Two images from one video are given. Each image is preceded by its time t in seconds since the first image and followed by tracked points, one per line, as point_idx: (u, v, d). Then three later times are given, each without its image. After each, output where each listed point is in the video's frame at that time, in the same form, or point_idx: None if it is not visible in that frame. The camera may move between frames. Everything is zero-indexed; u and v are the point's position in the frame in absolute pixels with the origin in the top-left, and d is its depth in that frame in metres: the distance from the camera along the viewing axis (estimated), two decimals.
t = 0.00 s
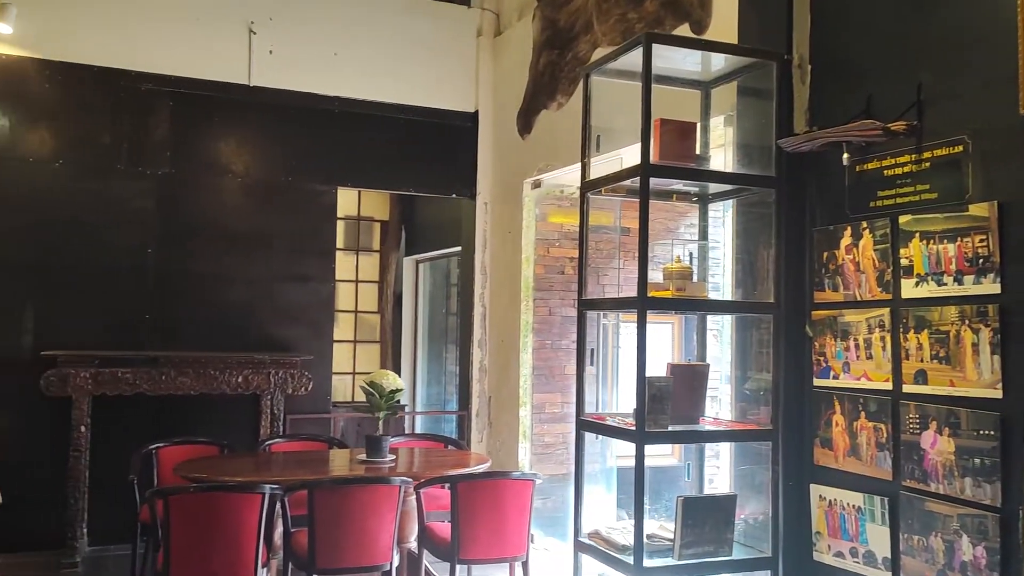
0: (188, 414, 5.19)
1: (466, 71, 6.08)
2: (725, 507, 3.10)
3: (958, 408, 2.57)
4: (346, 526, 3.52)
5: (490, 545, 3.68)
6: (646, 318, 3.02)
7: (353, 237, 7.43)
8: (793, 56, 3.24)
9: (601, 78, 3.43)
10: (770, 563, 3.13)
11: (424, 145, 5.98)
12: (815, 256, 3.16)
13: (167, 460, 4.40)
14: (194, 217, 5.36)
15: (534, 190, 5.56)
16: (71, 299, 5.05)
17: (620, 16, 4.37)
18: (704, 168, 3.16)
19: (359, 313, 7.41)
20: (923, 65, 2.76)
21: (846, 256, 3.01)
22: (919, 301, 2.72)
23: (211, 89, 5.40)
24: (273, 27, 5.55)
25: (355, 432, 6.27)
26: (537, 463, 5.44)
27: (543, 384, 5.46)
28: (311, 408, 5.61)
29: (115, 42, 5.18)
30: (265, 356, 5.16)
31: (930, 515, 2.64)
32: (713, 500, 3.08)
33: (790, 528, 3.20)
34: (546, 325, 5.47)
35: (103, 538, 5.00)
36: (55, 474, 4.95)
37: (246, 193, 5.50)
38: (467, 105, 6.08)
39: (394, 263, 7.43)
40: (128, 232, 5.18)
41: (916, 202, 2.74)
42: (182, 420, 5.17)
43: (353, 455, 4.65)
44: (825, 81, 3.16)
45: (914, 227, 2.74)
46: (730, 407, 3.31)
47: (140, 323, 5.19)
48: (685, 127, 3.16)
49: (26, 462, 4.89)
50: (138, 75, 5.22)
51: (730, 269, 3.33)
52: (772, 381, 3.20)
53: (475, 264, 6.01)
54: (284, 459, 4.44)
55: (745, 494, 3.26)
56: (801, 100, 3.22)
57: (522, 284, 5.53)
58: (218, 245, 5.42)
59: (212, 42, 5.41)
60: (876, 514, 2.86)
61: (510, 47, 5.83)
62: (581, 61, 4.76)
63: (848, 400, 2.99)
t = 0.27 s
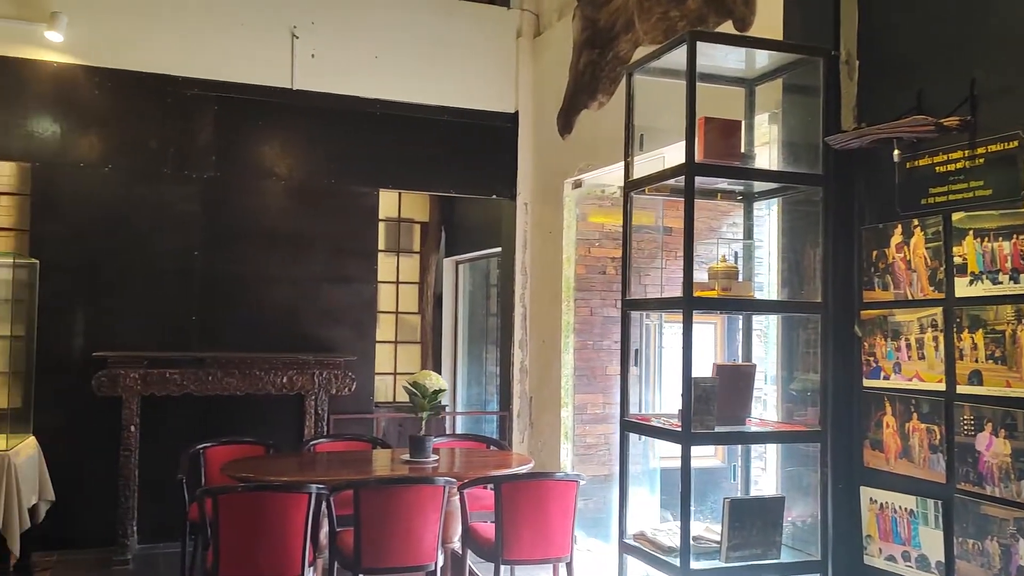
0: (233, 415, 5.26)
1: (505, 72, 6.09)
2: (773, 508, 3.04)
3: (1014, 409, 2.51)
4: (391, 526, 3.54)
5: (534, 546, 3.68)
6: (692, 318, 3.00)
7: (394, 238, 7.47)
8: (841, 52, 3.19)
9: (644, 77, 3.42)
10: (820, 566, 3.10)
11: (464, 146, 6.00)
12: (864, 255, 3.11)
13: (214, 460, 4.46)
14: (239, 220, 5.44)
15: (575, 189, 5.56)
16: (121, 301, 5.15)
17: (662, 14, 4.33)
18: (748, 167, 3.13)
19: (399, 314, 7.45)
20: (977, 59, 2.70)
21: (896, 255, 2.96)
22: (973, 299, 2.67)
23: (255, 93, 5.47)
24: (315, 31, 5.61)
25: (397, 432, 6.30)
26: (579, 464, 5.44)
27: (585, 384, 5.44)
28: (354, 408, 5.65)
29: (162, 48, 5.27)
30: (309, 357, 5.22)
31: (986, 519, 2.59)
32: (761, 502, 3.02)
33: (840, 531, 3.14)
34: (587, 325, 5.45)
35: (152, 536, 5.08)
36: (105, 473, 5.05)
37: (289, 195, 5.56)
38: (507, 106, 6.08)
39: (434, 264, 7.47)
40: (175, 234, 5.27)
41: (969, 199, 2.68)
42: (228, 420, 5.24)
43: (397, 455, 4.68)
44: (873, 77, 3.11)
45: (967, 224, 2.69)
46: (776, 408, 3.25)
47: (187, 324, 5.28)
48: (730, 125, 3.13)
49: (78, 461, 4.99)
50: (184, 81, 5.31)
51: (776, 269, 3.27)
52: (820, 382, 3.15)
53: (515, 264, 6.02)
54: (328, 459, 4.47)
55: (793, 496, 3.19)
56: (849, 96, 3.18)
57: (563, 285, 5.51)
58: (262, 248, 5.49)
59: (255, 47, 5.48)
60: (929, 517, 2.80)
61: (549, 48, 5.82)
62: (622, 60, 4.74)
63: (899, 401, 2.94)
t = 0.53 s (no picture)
0: (276, 416, 5.31)
1: (544, 72, 6.08)
2: (821, 510, 2.99)
3: None
4: (436, 527, 3.55)
5: (578, 548, 3.66)
6: (737, 318, 2.97)
7: (432, 240, 7.50)
8: (888, 46, 3.14)
9: (687, 76, 3.39)
10: (870, 570, 3.05)
11: (503, 147, 6.00)
12: (913, 254, 3.05)
13: (259, 461, 4.51)
14: (281, 223, 5.49)
15: (614, 189, 5.51)
16: (166, 304, 5.23)
17: (703, 11, 4.28)
18: (794, 164, 3.08)
19: (438, 315, 7.47)
20: None
21: (948, 253, 2.90)
22: None
23: (296, 97, 5.52)
24: (355, 35, 5.65)
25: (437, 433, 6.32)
26: (620, 466, 5.42)
27: (626, 386, 5.42)
28: (395, 409, 5.68)
29: (206, 54, 5.35)
30: (351, 358, 5.26)
31: None
32: (808, 505, 2.97)
33: (891, 534, 3.09)
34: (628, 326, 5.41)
35: (198, 535, 5.15)
36: (153, 473, 5.13)
37: (330, 198, 5.60)
38: (545, 107, 6.08)
39: (472, 266, 7.48)
40: (219, 238, 5.35)
41: None
42: (271, 421, 5.30)
43: (439, 456, 4.69)
44: (922, 72, 3.05)
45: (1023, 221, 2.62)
46: (823, 409, 3.19)
47: (231, 326, 5.34)
48: (776, 122, 3.08)
49: (126, 461, 5.08)
50: (227, 86, 5.38)
51: (823, 268, 3.22)
52: (869, 382, 3.10)
53: (554, 265, 6.01)
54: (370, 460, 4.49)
55: (841, 498, 3.15)
56: (898, 91, 3.12)
57: (603, 286, 5.49)
58: (304, 250, 5.54)
59: (296, 52, 5.53)
60: (984, 520, 2.74)
61: (588, 47, 5.81)
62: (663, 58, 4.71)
63: (952, 402, 2.88)
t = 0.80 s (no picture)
0: (323, 416, 5.36)
1: (586, 72, 6.07)
2: (877, 513, 2.92)
3: None
4: (485, 528, 3.55)
5: (626, 550, 3.64)
6: (788, 318, 2.93)
7: (474, 242, 7.51)
8: (943, 40, 3.05)
9: (735, 73, 3.34)
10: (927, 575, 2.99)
11: (546, 148, 5.99)
12: (970, 251, 2.96)
13: (307, 462, 4.56)
14: (327, 226, 5.54)
15: (659, 188, 5.48)
16: (215, 306, 5.30)
17: (749, 9, 4.23)
18: (845, 162, 3.04)
19: (481, 316, 7.48)
20: None
21: (1006, 250, 2.79)
22: None
23: (341, 101, 5.57)
24: (398, 39, 5.69)
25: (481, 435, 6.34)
26: (666, 467, 5.37)
27: (672, 386, 5.38)
28: (440, 410, 5.71)
29: (252, 59, 5.42)
30: (397, 359, 5.29)
31: None
32: (863, 508, 2.90)
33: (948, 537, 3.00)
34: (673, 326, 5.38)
35: (248, 535, 5.22)
36: (203, 473, 5.20)
37: (374, 201, 5.64)
38: (588, 107, 6.06)
39: (514, 267, 7.48)
40: (266, 241, 5.41)
41: None
42: (318, 422, 5.35)
43: (485, 457, 4.69)
44: (980, 65, 2.93)
45: None
46: (877, 409, 3.14)
47: (278, 328, 5.41)
48: (827, 119, 3.03)
49: (177, 461, 5.17)
50: (273, 91, 5.44)
51: (875, 265, 3.17)
52: (926, 383, 3.02)
53: (598, 265, 5.98)
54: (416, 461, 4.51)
55: (895, 501, 3.10)
56: (953, 86, 3.02)
57: (647, 286, 5.47)
58: (349, 253, 5.58)
59: (340, 55, 5.59)
60: None
61: (631, 47, 5.77)
62: (708, 57, 4.67)
63: (1012, 404, 2.75)
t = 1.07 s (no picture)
0: (374, 416, 5.41)
1: (634, 71, 6.03)
2: (940, 517, 2.85)
3: None
4: (538, 529, 3.55)
5: (680, 551, 3.60)
6: (846, 317, 2.88)
7: (521, 242, 7.51)
8: (1006, 31, 2.97)
9: (790, 68, 3.27)
10: None
11: (595, 147, 5.96)
12: None
13: (360, 462, 4.60)
14: (377, 228, 5.59)
15: (709, 187, 5.43)
16: (268, 308, 5.38)
17: (802, 3, 4.16)
18: (904, 157, 2.97)
19: (529, 317, 7.46)
20: None
21: None
22: None
23: (390, 103, 5.61)
24: (446, 40, 5.72)
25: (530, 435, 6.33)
26: (719, 468, 5.34)
27: (723, 386, 5.32)
28: (489, 410, 5.72)
29: (303, 63, 5.49)
30: (447, 359, 5.32)
31: None
32: (929, 512, 2.84)
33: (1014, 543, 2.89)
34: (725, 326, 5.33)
35: (301, 533, 5.28)
36: (257, 472, 5.28)
37: (423, 202, 5.67)
38: (636, 105, 6.02)
39: (561, 267, 7.46)
40: (318, 243, 5.48)
41: None
42: (369, 422, 5.40)
43: (535, 457, 4.69)
44: None
45: None
46: (938, 411, 3.05)
47: (329, 329, 5.47)
48: (885, 115, 2.98)
49: (232, 461, 5.25)
50: (323, 94, 5.51)
51: (935, 263, 3.09)
52: (991, 382, 2.93)
53: (647, 265, 5.94)
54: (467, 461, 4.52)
55: (958, 505, 3.00)
56: (1017, 76, 2.91)
57: (698, 285, 5.41)
58: (399, 254, 5.62)
59: (389, 58, 5.63)
60: None
61: (680, 44, 5.73)
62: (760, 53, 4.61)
63: None
